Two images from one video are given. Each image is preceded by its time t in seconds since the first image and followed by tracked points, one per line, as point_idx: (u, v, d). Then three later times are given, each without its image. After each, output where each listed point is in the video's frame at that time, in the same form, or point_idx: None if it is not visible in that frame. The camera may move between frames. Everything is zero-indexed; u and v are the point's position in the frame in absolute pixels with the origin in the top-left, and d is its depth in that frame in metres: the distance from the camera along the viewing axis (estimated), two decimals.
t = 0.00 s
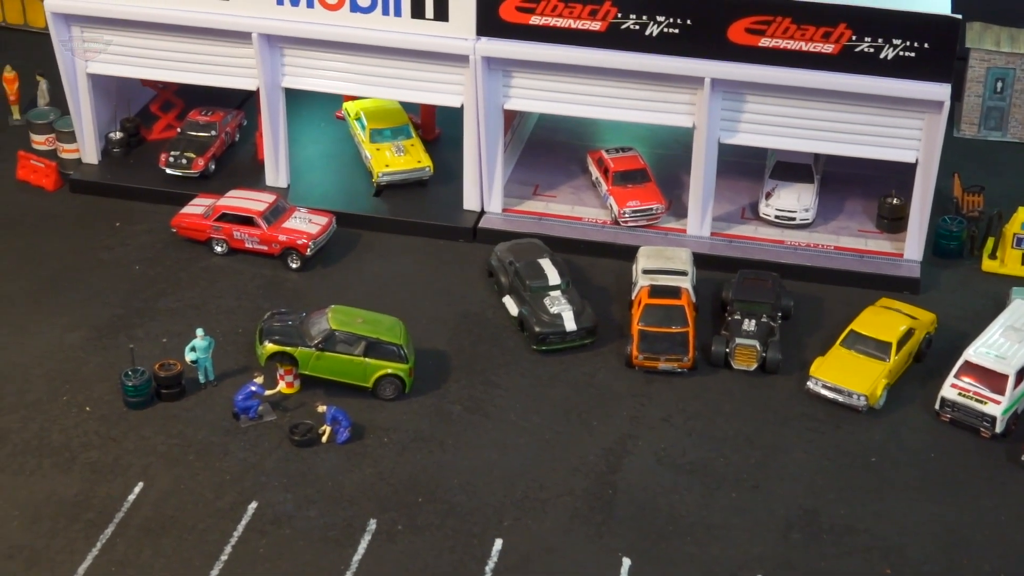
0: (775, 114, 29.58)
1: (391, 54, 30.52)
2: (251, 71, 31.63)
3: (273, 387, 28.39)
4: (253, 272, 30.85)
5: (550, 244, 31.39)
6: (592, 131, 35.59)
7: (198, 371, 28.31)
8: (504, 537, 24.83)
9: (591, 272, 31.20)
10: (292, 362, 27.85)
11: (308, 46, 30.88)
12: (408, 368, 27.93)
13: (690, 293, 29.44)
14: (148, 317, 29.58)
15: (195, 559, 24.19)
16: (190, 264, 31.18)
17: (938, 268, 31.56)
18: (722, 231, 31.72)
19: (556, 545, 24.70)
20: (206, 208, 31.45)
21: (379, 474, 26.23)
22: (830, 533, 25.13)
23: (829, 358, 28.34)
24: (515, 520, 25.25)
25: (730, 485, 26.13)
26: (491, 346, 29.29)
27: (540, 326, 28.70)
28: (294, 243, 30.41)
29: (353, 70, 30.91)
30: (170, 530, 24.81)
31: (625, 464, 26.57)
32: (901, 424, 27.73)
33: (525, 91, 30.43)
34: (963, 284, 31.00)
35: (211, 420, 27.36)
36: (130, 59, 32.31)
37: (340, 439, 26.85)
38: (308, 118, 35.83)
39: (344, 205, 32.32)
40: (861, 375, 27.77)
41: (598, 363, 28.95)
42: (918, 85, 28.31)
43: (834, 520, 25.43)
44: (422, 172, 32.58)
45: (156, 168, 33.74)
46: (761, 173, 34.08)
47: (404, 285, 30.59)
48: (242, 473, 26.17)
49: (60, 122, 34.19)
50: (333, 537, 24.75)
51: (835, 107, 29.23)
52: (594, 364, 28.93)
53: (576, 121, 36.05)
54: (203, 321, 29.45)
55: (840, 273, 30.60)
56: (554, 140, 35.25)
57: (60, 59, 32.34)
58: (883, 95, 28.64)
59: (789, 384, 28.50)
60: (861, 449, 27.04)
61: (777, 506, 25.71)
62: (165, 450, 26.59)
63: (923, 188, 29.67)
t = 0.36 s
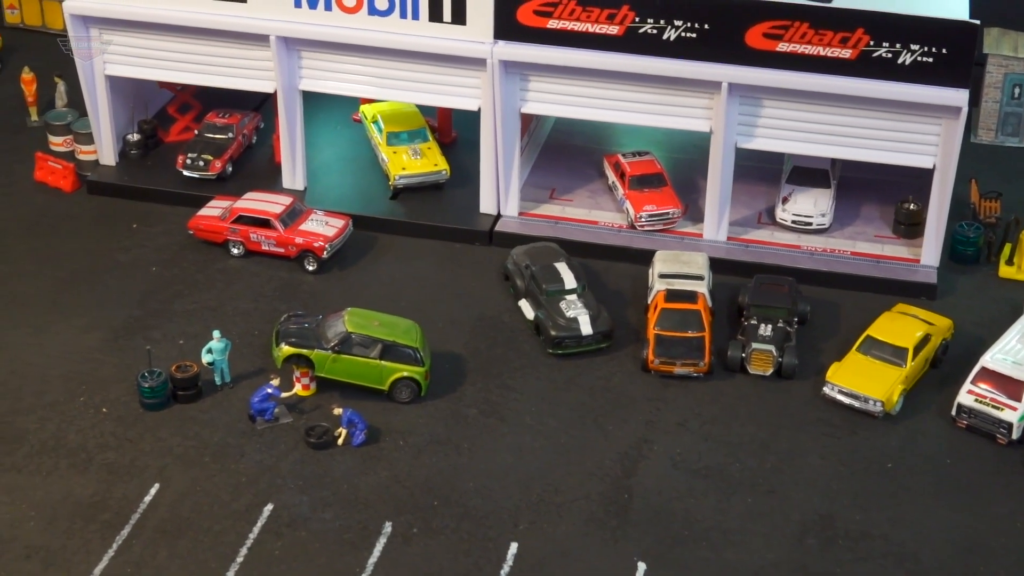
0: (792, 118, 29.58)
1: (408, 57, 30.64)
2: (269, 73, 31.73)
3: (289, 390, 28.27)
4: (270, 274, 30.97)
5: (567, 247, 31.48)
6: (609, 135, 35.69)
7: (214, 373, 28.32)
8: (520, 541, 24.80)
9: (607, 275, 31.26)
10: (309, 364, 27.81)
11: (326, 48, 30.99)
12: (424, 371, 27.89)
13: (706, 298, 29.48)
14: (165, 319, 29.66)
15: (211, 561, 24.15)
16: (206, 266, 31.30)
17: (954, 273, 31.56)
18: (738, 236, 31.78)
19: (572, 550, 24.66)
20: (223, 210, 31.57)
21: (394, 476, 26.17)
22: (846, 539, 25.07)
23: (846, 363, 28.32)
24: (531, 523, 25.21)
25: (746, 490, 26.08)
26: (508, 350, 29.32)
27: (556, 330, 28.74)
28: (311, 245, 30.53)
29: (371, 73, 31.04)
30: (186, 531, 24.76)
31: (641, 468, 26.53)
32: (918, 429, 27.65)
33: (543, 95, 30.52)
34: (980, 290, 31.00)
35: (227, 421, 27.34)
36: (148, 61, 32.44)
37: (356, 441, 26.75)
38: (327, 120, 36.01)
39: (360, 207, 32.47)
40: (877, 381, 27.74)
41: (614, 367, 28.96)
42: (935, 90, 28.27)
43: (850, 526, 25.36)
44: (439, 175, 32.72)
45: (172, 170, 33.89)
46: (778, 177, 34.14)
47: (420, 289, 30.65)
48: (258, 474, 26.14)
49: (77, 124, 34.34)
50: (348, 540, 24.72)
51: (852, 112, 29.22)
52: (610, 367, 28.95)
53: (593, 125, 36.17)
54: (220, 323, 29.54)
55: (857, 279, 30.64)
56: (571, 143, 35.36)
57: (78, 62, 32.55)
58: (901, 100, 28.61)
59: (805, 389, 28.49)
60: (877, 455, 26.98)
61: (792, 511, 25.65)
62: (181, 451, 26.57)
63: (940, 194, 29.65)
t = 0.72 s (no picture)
0: (808, 123, 29.60)
1: (424, 61, 30.73)
2: (284, 76, 31.82)
3: (304, 392, 28.29)
4: (285, 277, 31.06)
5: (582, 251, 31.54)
6: (625, 139, 35.77)
7: (229, 375, 28.37)
8: (534, 545, 24.76)
9: (622, 280, 31.30)
10: (324, 367, 27.85)
11: (342, 51, 31.09)
12: (439, 374, 27.87)
13: (721, 303, 29.48)
14: (180, 321, 29.74)
15: (226, 562, 24.14)
16: (221, 268, 31.38)
17: (970, 279, 31.56)
18: (753, 241, 31.83)
19: (586, 554, 24.62)
20: (239, 212, 31.65)
21: (409, 479, 26.16)
22: (861, 544, 25.01)
23: (860, 369, 28.30)
24: (545, 527, 25.18)
25: (760, 495, 26.05)
26: (522, 353, 29.35)
27: (571, 334, 28.75)
28: (326, 249, 30.58)
29: (387, 76, 31.13)
30: (201, 533, 24.75)
31: (655, 473, 26.51)
32: (933, 436, 27.59)
33: (559, 99, 30.59)
34: (996, 296, 30.98)
35: (242, 424, 27.36)
36: (164, 64, 32.56)
37: (371, 444, 26.72)
38: (343, 123, 36.16)
39: (376, 210, 32.57)
40: (892, 387, 27.69)
41: (628, 371, 28.98)
42: (952, 95, 28.25)
43: (865, 531, 25.30)
44: (454, 179, 32.82)
45: (187, 172, 34.02)
46: (793, 182, 34.17)
47: (435, 293, 30.70)
48: (272, 477, 26.14)
49: (94, 126, 34.44)
50: (363, 543, 24.70)
51: (868, 118, 29.22)
52: (624, 372, 28.96)
53: (609, 129, 36.25)
54: (235, 325, 29.60)
55: (872, 284, 30.65)
56: (586, 148, 35.47)
57: (95, 65, 32.69)
58: (917, 106, 28.60)
59: (820, 394, 28.48)
60: (892, 461, 26.93)
61: (807, 516, 25.61)
62: (196, 453, 26.58)
63: (956, 199, 29.64)
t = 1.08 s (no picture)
0: (821, 126, 29.61)
1: (438, 62, 30.77)
2: (298, 77, 31.88)
3: (317, 393, 28.32)
4: (298, 277, 31.13)
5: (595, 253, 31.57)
6: (638, 141, 35.81)
7: (242, 376, 28.42)
8: (546, 546, 24.76)
9: (635, 282, 31.33)
10: (336, 367, 27.85)
11: (356, 52, 31.14)
12: (452, 375, 27.89)
13: (734, 305, 29.47)
14: (194, 321, 29.79)
15: (239, 562, 24.16)
16: (235, 268, 31.44)
17: (983, 283, 31.56)
18: (766, 243, 31.85)
19: (598, 556, 24.62)
20: (252, 212, 31.70)
21: (422, 480, 26.19)
22: (873, 548, 24.97)
23: (874, 371, 28.28)
24: (558, 529, 25.17)
25: (773, 498, 26.03)
26: (535, 355, 29.37)
27: (584, 335, 28.79)
28: (339, 249, 30.65)
29: (400, 77, 31.18)
30: (214, 533, 24.78)
31: (667, 475, 26.50)
32: (946, 439, 27.55)
33: (572, 100, 30.62)
34: (1009, 299, 30.97)
35: (255, 424, 27.39)
36: (179, 64, 32.63)
37: (383, 445, 26.76)
38: (356, 124, 36.24)
39: (389, 211, 32.63)
40: (905, 390, 27.65)
41: (641, 373, 28.99)
42: (966, 98, 28.21)
43: (878, 535, 25.26)
44: (467, 180, 32.85)
45: (201, 173, 34.09)
46: (806, 185, 34.20)
47: (447, 294, 30.73)
48: (285, 477, 26.17)
49: (108, 126, 34.52)
50: (375, 543, 24.71)
51: (882, 120, 29.21)
52: (637, 374, 28.96)
53: (622, 131, 36.29)
54: (248, 326, 29.65)
55: (885, 287, 30.65)
56: (599, 149, 35.52)
57: (111, 66, 32.77)
58: (931, 109, 28.57)
59: (833, 397, 28.46)
60: (905, 464, 26.89)
61: (820, 519, 25.59)
62: (209, 453, 26.62)
63: (970, 203, 29.62)
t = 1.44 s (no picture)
0: (832, 128, 29.60)
1: (448, 63, 30.80)
2: (309, 77, 31.92)
3: (327, 393, 28.32)
4: (308, 277, 31.17)
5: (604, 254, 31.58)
6: (648, 142, 35.81)
7: (252, 375, 28.45)
8: (555, 547, 24.76)
9: (644, 283, 31.33)
10: (346, 367, 27.86)
11: (367, 52, 31.18)
12: (462, 375, 27.90)
13: (744, 306, 29.48)
14: (204, 320, 29.83)
15: (248, 562, 24.18)
16: (245, 268, 31.48)
17: (994, 285, 31.53)
18: (776, 245, 31.85)
19: (608, 557, 24.62)
20: (262, 212, 31.73)
21: (431, 480, 26.20)
22: (883, 550, 24.95)
23: (884, 373, 28.24)
24: (567, 530, 25.17)
25: (782, 500, 26.01)
26: (545, 355, 29.37)
27: (593, 336, 28.79)
28: (350, 249, 30.70)
29: (410, 77, 31.21)
30: (223, 532, 24.80)
31: (677, 476, 26.49)
32: (955, 441, 27.52)
33: (583, 101, 30.63)
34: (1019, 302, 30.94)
35: (265, 424, 27.41)
36: (190, 65, 32.69)
37: (393, 445, 26.76)
38: (366, 124, 36.28)
39: (399, 211, 32.67)
40: (915, 392, 27.62)
41: (651, 374, 28.99)
42: (977, 100, 28.18)
43: (887, 537, 25.24)
44: (478, 180, 32.87)
45: (211, 172, 34.13)
46: (816, 186, 34.19)
47: (457, 294, 30.74)
48: (295, 477, 26.18)
49: (119, 126, 34.58)
50: (385, 543, 24.72)
51: (893, 122, 29.20)
52: (646, 374, 28.96)
53: (632, 132, 36.30)
54: (258, 325, 29.68)
55: (895, 289, 30.64)
56: (609, 150, 35.54)
57: (122, 66, 32.85)
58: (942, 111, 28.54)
59: (843, 399, 28.44)
60: (914, 466, 26.86)
61: (829, 521, 25.57)
62: (219, 452, 26.64)
63: (981, 205, 29.59)
